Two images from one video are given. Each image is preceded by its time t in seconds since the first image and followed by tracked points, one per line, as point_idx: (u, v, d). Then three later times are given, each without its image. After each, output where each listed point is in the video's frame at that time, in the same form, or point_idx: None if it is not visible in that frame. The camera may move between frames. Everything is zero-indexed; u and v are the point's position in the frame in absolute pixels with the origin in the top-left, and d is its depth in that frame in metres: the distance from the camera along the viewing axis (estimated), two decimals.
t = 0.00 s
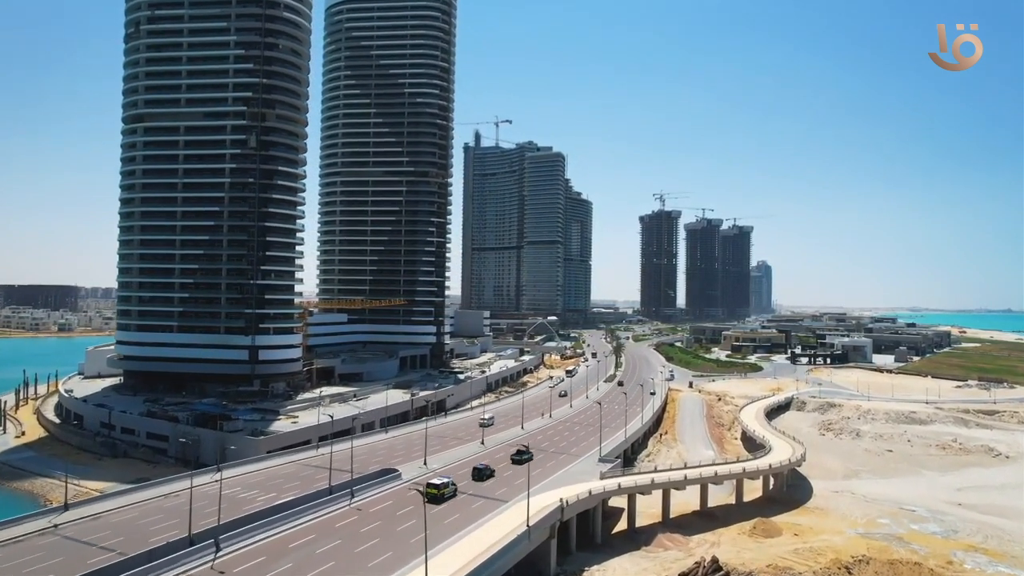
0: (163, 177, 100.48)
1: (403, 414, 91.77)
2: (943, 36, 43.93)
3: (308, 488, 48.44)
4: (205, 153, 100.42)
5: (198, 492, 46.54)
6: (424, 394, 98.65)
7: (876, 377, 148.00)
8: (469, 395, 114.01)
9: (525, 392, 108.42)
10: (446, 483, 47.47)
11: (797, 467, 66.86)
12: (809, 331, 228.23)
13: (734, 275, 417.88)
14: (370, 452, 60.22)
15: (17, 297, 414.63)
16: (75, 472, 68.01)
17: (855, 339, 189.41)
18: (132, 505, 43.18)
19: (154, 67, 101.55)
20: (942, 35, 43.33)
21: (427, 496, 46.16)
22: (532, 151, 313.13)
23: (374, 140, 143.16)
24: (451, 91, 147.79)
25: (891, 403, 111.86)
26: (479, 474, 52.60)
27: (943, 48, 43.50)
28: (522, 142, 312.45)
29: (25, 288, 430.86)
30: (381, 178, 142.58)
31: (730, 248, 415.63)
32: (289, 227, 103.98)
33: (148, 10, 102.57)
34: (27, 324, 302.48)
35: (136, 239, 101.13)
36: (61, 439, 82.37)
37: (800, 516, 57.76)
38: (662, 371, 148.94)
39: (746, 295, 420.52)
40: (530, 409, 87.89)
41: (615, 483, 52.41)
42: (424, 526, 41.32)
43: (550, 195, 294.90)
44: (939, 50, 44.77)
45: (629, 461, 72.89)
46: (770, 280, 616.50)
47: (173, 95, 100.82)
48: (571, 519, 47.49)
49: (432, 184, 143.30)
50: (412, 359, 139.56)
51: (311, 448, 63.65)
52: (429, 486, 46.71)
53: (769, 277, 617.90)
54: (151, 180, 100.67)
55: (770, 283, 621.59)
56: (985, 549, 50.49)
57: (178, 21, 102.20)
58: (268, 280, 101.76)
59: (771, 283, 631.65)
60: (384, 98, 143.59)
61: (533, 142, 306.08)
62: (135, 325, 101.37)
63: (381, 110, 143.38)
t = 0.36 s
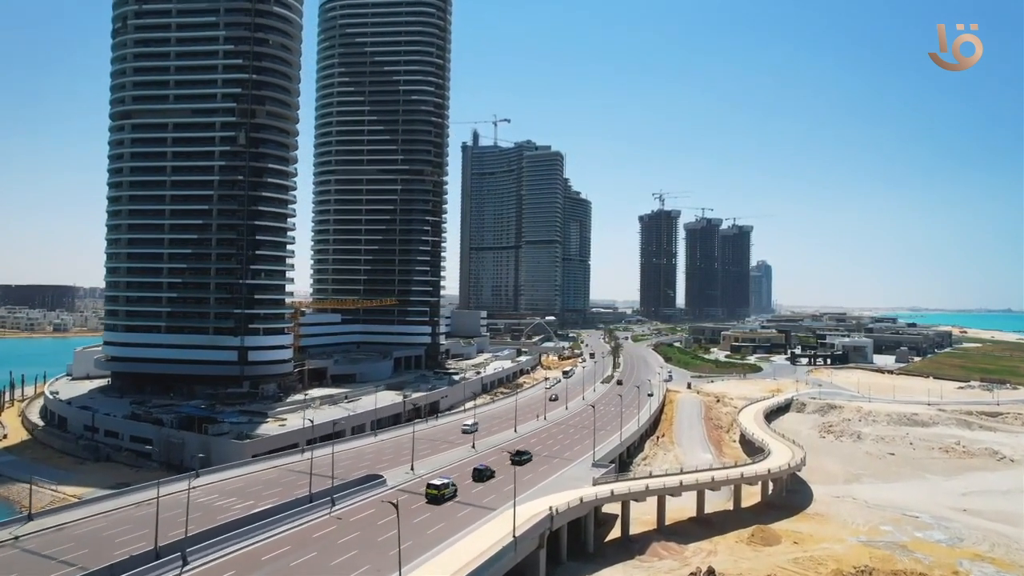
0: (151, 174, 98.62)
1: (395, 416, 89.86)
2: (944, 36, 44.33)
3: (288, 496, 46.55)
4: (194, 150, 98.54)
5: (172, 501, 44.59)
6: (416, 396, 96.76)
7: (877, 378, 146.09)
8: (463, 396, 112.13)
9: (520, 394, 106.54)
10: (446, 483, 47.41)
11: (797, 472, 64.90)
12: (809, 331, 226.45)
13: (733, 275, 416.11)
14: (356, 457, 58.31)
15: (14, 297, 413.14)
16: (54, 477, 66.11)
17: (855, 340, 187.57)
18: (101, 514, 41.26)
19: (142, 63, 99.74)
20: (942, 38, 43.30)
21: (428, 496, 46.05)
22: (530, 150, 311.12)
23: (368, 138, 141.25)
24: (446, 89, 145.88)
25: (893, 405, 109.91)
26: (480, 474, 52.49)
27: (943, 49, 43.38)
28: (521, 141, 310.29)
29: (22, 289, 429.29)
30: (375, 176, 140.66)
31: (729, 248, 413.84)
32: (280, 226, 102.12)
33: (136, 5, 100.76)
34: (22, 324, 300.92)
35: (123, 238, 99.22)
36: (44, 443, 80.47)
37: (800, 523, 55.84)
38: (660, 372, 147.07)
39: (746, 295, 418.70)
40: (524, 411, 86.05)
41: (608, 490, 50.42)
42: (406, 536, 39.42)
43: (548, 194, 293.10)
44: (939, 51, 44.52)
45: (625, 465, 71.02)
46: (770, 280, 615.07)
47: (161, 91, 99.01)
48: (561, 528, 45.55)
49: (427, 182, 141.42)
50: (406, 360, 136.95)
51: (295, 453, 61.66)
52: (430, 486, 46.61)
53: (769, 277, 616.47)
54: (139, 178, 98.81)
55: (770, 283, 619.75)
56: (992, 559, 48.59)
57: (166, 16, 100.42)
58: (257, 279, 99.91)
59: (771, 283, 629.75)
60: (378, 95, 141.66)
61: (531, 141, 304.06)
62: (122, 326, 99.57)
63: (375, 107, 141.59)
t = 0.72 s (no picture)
0: (143, 172, 97.40)
1: (390, 418, 88.68)
2: (943, 37, 43.06)
3: (275, 500, 45.37)
4: (186, 147, 97.35)
5: (155, 505, 43.39)
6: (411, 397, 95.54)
7: (877, 378, 144.89)
8: (459, 397, 110.93)
9: (517, 394, 105.41)
10: (446, 482, 47.11)
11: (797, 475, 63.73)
12: (809, 331, 225.29)
13: (733, 275, 414.83)
14: (347, 461, 57.11)
15: (11, 297, 411.61)
16: (41, 481, 64.91)
17: (856, 340, 186.38)
18: (80, 519, 40.01)
19: (134, 60, 98.58)
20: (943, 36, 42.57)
21: (428, 497, 45.85)
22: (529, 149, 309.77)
23: (364, 137, 140.09)
24: (443, 87, 144.66)
25: (893, 406, 108.72)
26: (480, 474, 52.12)
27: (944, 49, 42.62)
28: (520, 140, 308.84)
29: (20, 289, 427.88)
30: (372, 175, 139.50)
31: (729, 248, 412.45)
32: (274, 225, 101.02)
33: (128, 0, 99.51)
34: (19, 324, 299.18)
35: (115, 237, 97.98)
36: (32, 445, 79.24)
37: (800, 527, 54.69)
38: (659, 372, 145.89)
39: (746, 294, 417.56)
40: (521, 413, 84.90)
41: (603, 494, 49.23)
42: (393, 544, 38.22)
43: (547, 194, 291.81)
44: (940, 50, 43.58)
45: (622, 468, 69.94)
46: (770, 280, 613.03)
47: (154, 88, 97.84)
48: (555, 534, 44.34)
49: (424, 181, 140.26)
50: (403, 360, 135.63)
51: (286, 455, 60.38)
52: (430, 486, 46.41)
53: (769, 277, 614.32)
54: (131, 176, 97.56)
55: (770, 283, 618.39)
56: (996, 565, 47.46)
57: (158, 12, 99.19)
58: (250, 279, 98.74)
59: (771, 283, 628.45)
60: (374, 93, 140.53)
61: (530, 140, 302.62)
62: (114, 326, 98.32)
63: (371, 106, 140.48)
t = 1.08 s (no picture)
0: (136, 171, 96.42)
1: (386, 419, 87.75)
2: (943, 35, 43.02)
3: (264, 504, 44.47)
4: (180, 146, 96.41)
5: (141, 510, 42.49)
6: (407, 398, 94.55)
7: (878, 379, 143.86)
8: (456, 398, 110.00)
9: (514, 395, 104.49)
10: (446, 483, 47.02)
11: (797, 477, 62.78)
12: (808, 331, 224.29)
13: (733, 275, 413.70)
14: (339, 463, 56.18)
15: (10, 297, 410.95)
16: (30, 483, 63.99)
17: (856, 340, 185.45)
18: (62, 524, 39.11)
19: (128, 57, 97.63)
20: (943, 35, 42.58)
21: (428, 497, 45.84)
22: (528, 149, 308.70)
23: (361, 136, 139.12)
24: (440, 85, 143.65)
25: (894, 406, 107.78)
26: (480, 474, 51.93)
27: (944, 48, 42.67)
28: (519, 140, 307.72)
29: (18, 290, 427.09)
30: (369, 174, 138.50)
31: (729, 248, 411.24)
32: (268, 224, 100.11)
33: None
34: (16, 324, 298.50)
35: (108, 236, 97.05)
36: (23, 447, 78.32)
37: (800, 531, 53.77)
38: (658, 372, 144.93)
39: (746, 294, 416.53)
40: (518, 414, 83.95)
41: (599, 498, 48.27)
42: (382, 550, 37.33)
43: (547, 194, 290.75)
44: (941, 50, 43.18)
45: (619, 470, 69.06)
46: (770, 280, 612.06)
47: (148, 86, 96.95)
48: (549, 538, 43.44)
49: (421, 180, 139.28)
50: (400, 361, 134.80)
51: (278, 457, 59.45)
52: (430, 487, 46.38)
53: (769, 277, 613.40)
54: (124, 175, 96.56)
55: (770, 283, 617.25)
56: (999, 570, 46.54)
57: (152, 9, 98.22)
58: (245, 279, 97.77)
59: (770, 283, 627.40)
60: (372, 92, 139.51)
61: (529, 139, 301.53)
62: (108, 326, 97.34)
63: (368, 104, 139.49)
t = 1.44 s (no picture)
0: (128, 170, 95.13)
1: (380, 421, 86.57)
2: (943, 35, 43.67)
3: (248, 510, 43.20)
4: (172, 144, 95.28)
5: (121, 517, 41.25)
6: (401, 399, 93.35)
7: (879, 379, 142.66)
8: (452, 399, 108.89)
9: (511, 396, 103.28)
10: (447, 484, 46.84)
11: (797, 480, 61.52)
12: (808, 332, 223.02)
13: (733, 275, 412.49)
14: (329, 467, 54.87)
15: (8, 297, 410.25)
16: (15, 487, 62.79)
17: (856, 340, 184.32)
18: (38, 531, 37.87)
19: (120, 54, 96.44)
20: (943, 35, 42.64)
21: (428, 498, 45.78)
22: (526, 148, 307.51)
23: (357, 134, 137.95)
24: (438, 83, 142.53)
25: (895, 408, 106.58)
26: (480, 475, 51.21)
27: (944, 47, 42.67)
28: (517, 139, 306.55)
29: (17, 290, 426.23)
30: (365, 173, 137.30)
31: (729, 248, 410.06)
32: (262, 223, 98.93)
33: None
34: (14, 325, 297.72)
35: (100, 236, 95.82)
36: (11, 449, 77.17)
37: (800, 536, 52.58)
38: (656, 373, 143.77)
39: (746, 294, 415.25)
40: (514, 415, 82.77)
41: (595, 503, 47.04)
42: (367, 558, 36.10)
43: (546, 193, 289.56)
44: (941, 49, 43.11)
45: (616, 473, 67.89)
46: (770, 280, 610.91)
47: (139, 83, 95.70)
48: (543, 545, 42.17)
49: (418, 179, 138.11)
50: (396, 361, 133.77)
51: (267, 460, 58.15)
52: (431, 487, 46.30)
53: (769, 277, 612.38)
54: (115, 173, 95.27)
55: (770, 283, 615.88)
56: None
57: (144, 5, 97.04)
58: (238, 279, 96.55)
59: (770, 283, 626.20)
60: (368, 90, 138.37)
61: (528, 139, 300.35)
62: (99, 327, 96.09)
63: (364, 102, 138.33)
